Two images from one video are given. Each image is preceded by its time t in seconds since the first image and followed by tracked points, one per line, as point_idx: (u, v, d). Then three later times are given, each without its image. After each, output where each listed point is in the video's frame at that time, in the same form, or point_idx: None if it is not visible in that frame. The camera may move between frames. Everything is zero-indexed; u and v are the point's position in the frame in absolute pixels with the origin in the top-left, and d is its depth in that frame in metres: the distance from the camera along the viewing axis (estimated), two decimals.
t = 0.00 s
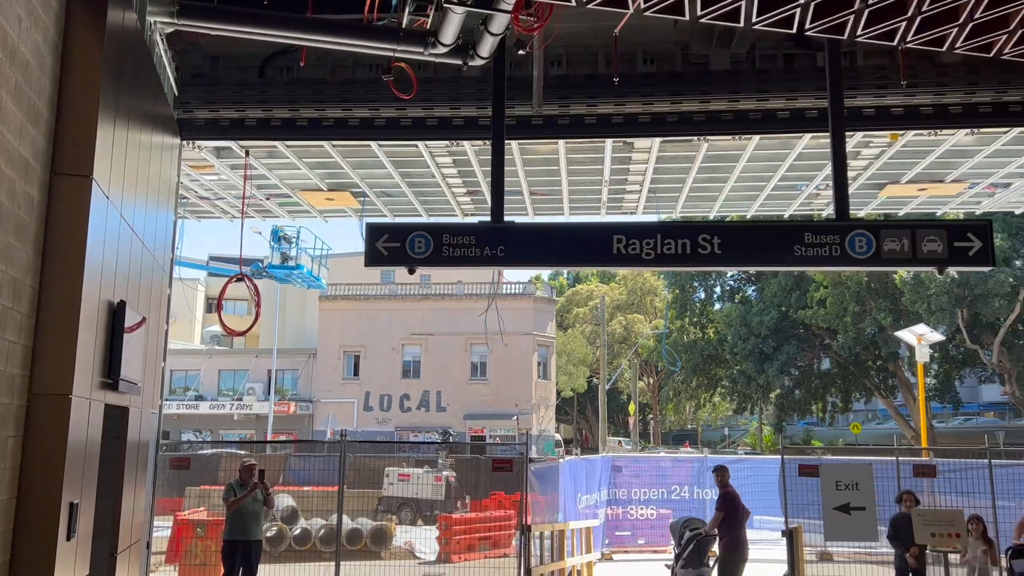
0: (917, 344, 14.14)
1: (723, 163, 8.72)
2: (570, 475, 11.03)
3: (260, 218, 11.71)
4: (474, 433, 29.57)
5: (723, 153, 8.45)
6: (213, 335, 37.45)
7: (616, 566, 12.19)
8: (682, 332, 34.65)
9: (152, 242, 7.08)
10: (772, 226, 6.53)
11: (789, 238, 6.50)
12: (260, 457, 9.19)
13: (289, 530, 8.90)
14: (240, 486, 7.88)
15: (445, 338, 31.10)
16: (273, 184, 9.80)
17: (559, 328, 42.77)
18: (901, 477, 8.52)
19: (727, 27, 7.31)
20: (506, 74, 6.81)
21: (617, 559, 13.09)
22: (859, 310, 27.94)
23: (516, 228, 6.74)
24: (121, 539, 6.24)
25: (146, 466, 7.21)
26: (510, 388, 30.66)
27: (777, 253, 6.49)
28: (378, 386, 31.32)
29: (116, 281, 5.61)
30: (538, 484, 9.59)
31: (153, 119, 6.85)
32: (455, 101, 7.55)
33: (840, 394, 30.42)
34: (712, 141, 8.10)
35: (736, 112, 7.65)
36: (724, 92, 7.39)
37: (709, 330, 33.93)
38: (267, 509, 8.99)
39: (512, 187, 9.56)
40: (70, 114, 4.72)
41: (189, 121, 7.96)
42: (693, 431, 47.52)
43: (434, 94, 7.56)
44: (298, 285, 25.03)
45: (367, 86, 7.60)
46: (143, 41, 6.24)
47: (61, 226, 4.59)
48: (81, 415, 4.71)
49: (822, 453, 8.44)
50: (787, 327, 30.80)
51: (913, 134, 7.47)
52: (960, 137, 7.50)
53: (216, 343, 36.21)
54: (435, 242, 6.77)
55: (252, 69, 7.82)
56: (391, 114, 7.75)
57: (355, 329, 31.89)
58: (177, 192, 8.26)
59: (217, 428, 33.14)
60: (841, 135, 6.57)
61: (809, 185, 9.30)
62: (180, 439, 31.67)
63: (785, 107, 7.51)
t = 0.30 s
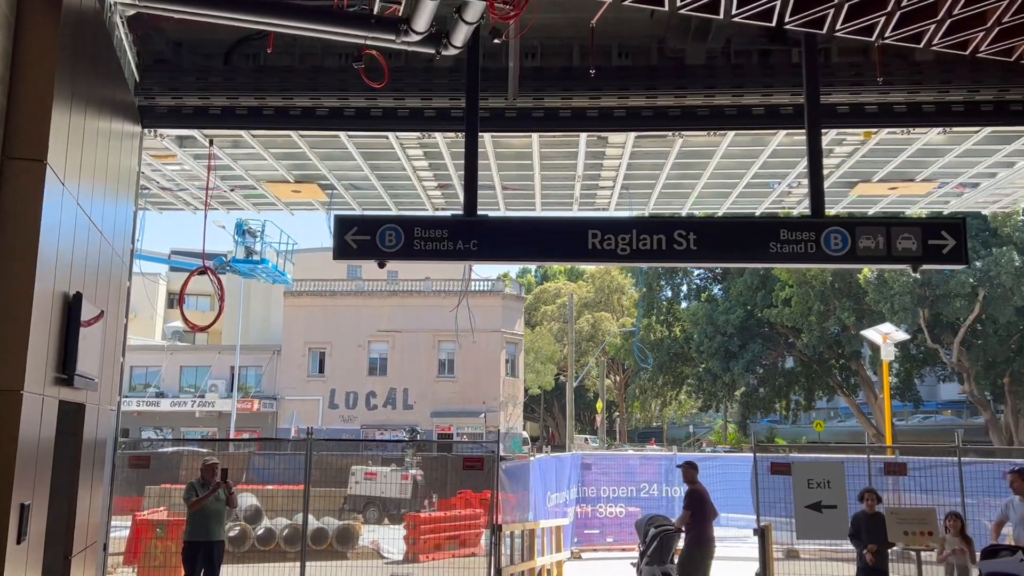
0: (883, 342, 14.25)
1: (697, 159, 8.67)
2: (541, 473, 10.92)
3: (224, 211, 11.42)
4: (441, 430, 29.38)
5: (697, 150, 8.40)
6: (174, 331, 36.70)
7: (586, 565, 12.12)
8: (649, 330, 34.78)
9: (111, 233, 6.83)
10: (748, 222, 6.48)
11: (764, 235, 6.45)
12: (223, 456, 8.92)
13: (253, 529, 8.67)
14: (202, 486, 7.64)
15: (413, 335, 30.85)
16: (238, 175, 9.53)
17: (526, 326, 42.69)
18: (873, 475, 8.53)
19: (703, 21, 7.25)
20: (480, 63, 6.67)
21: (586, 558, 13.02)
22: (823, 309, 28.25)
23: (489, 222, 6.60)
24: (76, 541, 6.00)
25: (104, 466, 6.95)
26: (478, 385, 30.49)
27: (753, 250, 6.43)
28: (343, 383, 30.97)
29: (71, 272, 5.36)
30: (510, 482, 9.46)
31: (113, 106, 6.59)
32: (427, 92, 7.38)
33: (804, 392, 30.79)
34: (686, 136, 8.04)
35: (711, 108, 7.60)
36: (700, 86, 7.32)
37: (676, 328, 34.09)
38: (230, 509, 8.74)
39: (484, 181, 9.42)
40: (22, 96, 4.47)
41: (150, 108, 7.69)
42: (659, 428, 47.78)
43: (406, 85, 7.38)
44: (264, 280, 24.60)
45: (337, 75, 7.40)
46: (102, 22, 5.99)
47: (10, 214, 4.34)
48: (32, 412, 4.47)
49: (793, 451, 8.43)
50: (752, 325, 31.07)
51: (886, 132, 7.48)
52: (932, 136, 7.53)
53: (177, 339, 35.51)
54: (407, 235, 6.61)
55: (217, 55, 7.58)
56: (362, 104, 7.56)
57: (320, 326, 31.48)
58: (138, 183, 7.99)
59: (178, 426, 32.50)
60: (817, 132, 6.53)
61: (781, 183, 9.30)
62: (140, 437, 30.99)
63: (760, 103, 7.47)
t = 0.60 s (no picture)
0: (850, 340, 14.39)
1: (673, 155, 8.63)
2: (513, 471, 10.84)
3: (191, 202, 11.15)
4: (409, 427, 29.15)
5: (674, 145, 8.36)
6: (137, 326, 35.95)
7: (558, 562, 12.07)
8: (618, 328, 34.85)
9: (74, 223, 6.59)
10: (726, 218, 6.44)
11: (742, 230, 6.41)
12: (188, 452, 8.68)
13: (218, 527, 8.44)
14: (166, 483, 7.42)
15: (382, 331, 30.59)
16: (205, 165, 9.28)
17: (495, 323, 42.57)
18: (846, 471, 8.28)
19: (682, 14, 7.19)
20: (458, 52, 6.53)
21: (557, 555, 13.00)
22: (790, 307, 28.53)
23: (465, 215, 6.48)
24: (34, 541, 5.77)
25: (64, 463, 6.72)
26: (448, 382, 30.30)
27: (731, 245, 6.39)
28: (311, 380, 30.60)
29: (30, 261, 5.13)
30: (483, 479, 9.36)
31: (76, 90, 6.35)
32: (403, 81, 7.24)
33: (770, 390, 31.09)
34: (663, 131, 7.99)
35: (689, 102, 7.56)
36: (678, 80, 7.27)
37: (645, 326, 34.22)
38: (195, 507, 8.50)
39: (458, 174, 9.29)
40: None
41: (115, 93, 7.44)
42: (627, 425, 47.95)
43: (380, 74, 7.23)
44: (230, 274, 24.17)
45: (310, 63, 7.22)
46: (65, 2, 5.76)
47: None
48: None
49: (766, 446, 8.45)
50: (720, 323, 31.27)
51: (861, 129, 7.50)
52: (907, 134, 7.57)
53: (140, 333, 34.81)
54: (381, 227, 6.46)
55: (186, 40, 7.37)
56: (335, 93, 7.39)
57: (287, 321, 31.07)
58: (102, 172, 7.73)
59: (140, 422, 31.84)
60: (796, 127, 6.51)
61: (755, 180, 9.31)
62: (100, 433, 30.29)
63: (738, 98, 7.45)
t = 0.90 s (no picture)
0: (825, 337, 14.49)
1: (655, 149, 8.58)
2: (490, 467, 10.74)
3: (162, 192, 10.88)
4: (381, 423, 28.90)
5: (656, 139, 8.31)
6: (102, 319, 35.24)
7: (534, 558, 12.05)
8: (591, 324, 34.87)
9: (42, 211, 6.36)
10: (711, 212, 6.39)
11: (727, 225, 6.37)
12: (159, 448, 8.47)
13: (189, 524, 8.22)
14: (137, 480, 7.21)
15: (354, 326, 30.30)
16: (177, 153, 9.04)
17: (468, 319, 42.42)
18: (824, 468, 8.10)
19: (667, 7, 7.13)
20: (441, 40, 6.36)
21: (534, 551, 13.00)
22: (762, 305, 28.75)
23: (447, 207, 6.36)
24: None
25: (31, 459, 6.50)
26: (421, 378, 30.09)
27: (715, 240, 6.34)
28: (281, 375, 30.22)
29: None
30: (462, 475, 9.25)
31: (45, 73, 6.13)
32: (383, 70, 7.10)
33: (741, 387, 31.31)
34: (646, 125, 7.94)
35: (672, 96, 7.51)
36: (662, 73, 7.22)
37: (618, 323, 34.28)
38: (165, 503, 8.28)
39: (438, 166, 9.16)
40: None
41: (85, 77, 7.20)
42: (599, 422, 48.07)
43: (360, 62, 7.07)
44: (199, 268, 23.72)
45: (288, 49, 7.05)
46: None
47: None
48: None
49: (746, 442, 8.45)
50: (692, 321, 31.42)
51: (843, 126, 7.51)
52: (888, 131, 7.59)
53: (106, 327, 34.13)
54: (361, 218, 6.32)
55: (159, 24, 7.15)
56: (313, 80, 7.23)
57: (258, 315, 30.65)
58: (71, 160, 7.49)
59: (105, 418, 31.21)
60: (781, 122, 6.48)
61: (736, 176, 9.30)
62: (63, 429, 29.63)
63: (722, 93, 7.41)
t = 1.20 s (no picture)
0: (801, 335, 14.57)
1: (638, 144, 8.53)
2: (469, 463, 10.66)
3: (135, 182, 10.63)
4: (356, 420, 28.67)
5: (639, 134, 8.26)
6: (71, 313, 34.59)
7: (513, 555, 11.96)
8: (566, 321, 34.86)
9: (11, 200, 6.15)
10: (697, 208, 6.35)
11: (713, 221, 6.33)
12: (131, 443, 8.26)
13: (160, 522, 8.03)
14: (109, 477, 7.03)
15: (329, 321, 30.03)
16: (151, 142, 8.82)
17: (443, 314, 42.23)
18: (805, 465, 8.08)
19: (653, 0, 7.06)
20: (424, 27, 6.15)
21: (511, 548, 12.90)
22: (737, 303, 28.92)
23: (430, 199, 6.25)
24: None
25: None
26: (396, 374, 29.89)
27: (701, 235, 6.30)
28: (254, 370, 29.86)
29: None
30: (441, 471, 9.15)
31: (15, 57, 5.92)
32: (365, 58, 6.95)
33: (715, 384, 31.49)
34: (630, 119, 7.88)
35: (658, 90, 7.45)
36: (648, 66, 7.16)
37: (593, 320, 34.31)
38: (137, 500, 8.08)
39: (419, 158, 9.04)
40: None
41: (57, 62, 6.99)
42: (573, 418, 48.14)
43: (341, 50, 6.91)
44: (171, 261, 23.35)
45: (268, 36, 6.88)
46: None
47: None
48: None
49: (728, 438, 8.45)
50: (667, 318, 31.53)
51: (827, 122, 7.51)
52: (871, 128, 7.60)
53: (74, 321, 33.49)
54: (342, 210, 6.18)
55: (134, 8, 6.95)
56: (293, 68, 7.07)
57: (231, 310, 30.25)
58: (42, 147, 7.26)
59: (73, 413, 30.62)
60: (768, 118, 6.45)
61: (719, 171, 9.28)
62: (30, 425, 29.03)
63: (707, 87, 7.37)
